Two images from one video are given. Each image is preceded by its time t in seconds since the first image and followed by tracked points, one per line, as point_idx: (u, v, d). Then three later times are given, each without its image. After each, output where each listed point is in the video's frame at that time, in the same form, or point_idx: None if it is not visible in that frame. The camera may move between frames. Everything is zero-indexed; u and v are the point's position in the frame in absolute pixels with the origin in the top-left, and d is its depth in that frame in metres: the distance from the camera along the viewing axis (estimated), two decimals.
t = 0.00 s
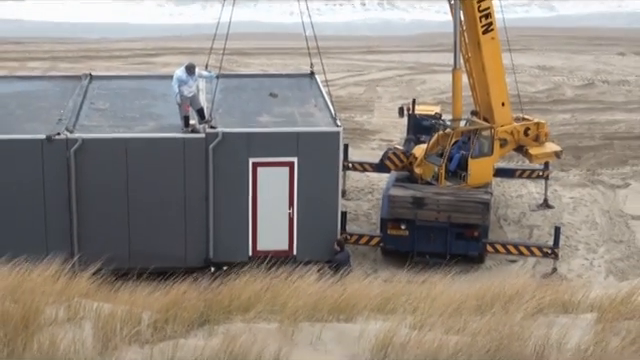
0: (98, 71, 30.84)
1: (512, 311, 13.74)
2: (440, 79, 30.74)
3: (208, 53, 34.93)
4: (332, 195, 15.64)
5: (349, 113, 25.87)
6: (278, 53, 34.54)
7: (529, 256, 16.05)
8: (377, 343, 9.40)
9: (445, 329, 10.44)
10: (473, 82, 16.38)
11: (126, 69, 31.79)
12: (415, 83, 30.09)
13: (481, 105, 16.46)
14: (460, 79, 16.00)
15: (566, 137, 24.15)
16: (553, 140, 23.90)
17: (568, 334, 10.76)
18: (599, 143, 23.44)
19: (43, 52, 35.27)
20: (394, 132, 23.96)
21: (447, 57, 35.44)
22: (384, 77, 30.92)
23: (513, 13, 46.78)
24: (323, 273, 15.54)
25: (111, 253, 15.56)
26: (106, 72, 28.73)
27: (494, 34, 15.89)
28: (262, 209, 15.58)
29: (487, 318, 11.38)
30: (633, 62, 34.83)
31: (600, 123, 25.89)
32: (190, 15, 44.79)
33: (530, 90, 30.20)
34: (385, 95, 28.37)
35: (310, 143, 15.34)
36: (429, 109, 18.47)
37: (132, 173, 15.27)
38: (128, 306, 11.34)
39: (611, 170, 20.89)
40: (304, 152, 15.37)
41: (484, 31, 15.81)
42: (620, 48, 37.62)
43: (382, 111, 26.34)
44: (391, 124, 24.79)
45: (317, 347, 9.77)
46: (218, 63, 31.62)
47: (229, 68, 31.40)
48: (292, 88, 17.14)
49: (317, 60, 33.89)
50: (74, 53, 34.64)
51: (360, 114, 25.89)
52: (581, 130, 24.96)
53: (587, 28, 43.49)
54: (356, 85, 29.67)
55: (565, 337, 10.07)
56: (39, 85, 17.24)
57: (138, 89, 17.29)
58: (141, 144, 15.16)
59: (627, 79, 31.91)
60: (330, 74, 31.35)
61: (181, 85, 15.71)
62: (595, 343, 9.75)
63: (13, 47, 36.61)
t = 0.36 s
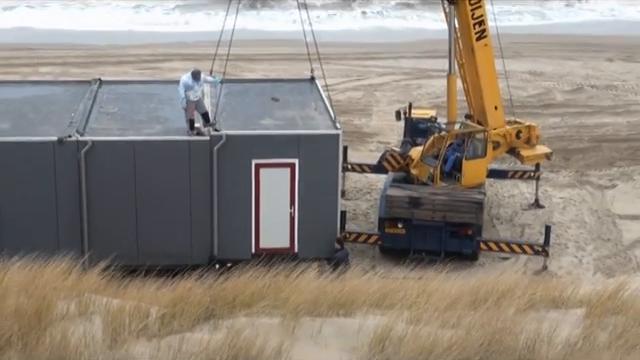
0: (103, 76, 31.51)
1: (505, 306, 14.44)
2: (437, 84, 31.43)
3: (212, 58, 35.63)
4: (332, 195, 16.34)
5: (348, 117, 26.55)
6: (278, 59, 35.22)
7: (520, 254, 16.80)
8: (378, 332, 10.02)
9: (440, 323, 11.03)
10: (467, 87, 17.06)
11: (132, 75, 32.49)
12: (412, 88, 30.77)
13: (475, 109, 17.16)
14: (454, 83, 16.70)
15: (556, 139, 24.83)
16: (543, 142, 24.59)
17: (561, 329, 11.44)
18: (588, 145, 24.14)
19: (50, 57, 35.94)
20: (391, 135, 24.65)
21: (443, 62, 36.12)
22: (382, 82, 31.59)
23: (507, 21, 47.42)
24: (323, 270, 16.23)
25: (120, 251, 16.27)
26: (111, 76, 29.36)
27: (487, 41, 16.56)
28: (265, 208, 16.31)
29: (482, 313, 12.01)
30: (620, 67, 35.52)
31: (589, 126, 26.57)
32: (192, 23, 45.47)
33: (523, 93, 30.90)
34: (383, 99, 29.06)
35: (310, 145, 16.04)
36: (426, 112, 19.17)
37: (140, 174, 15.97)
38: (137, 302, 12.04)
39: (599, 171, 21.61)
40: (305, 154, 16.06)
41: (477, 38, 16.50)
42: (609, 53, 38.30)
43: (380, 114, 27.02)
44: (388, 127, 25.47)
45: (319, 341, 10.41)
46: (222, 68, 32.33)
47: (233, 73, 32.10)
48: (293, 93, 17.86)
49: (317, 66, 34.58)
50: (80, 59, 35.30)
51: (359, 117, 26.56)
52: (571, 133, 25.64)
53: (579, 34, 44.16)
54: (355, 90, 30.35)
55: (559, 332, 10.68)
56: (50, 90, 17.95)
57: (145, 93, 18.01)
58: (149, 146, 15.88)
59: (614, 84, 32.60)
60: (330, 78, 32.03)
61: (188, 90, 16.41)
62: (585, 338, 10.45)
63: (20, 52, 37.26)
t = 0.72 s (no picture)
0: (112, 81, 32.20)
1: (500, 300, 15.13)
2: (435, 89, 32.14)
3: (219, 64, 36.36)
4: (334, 196, 17.00)
5: (349, 120, 27.26)
6: (282, 66, 35.91)
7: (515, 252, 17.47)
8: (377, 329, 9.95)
9: (439, 318, 11.62)
10: (464, 91, 17.74)
11: (140, 80, 33.20)
12: (411, 92, 31.47)
13: (472, 113, 17.86)
14: (452, 88, 17.43)
15: (549, 141, 25.52)
16: (537, 145, 25.30)
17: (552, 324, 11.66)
18: (580, 147, 24.86)
19: (58, 63, 36.58)
20: (392, 137, 25.36)
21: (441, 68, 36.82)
22: (381, 87, 32.29)
23: (503, 29, 48.08)
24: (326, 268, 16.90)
25: (130, 250, 16.93)
26: (119, 82, 30.02)
27: (483, 47, 17.23)
28: (269, 207, 16.97)
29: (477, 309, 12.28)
30: (611, 72, 36.23)
31: (580, 129, 27.25)
32: (198, 31, 46.11)
33: (517, 97, 31.61)
34: (383, 103, 29.76)
35: (313, 148, 16.70)
36: (424, 116, 19.91)
37: (150, 176, 16.62)
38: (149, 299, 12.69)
39: (591, 173, 22.34)
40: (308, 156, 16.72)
41: (473, 44, 17.17)
42: (599, 59, 39.00)
43: (380, 118, 27.72)
44: (389, 130, 26.18)
45: (321, 337, 10.42)
46: (228, 74, 33.06)
47: (238, 78, 32.83)
48: (297, 98, 18.62)
49: (319, 72, 35.27)
50: (87, 65, 35.96)
51: (360, 121, 27.25)
52: (563, 135, 26.33)
53: (572, 41, 44.86)
54: (356, 94, 31.06)
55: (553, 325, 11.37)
56: (66, 96, 18.75)
57: (155, 99, 18.73)
58: (158, 149, 16.52)
59: (604, 88, 33.30)
60: (331, 83, 32.73)
61: (196, 96, 17.01)
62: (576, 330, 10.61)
63: (28, 58, 37.92)
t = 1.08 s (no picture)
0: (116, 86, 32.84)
1: (493, 295, 15.81)
2: (430, 92, 32.80)
3: (222, 70, 37.03)
4: (333, 195, 17.68)
5: (347, 123, 27.94)
6: (282, 71, 36.55)
7: (508, 249, 18.15)
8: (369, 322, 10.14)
9: (436, 315, 12.11)
10: (458, 95, 18.43)
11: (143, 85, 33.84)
12: (407, 96, 32.15)
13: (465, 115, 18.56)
14: (446, 92, 18.09)
15: (539, 142, 26.19)
16: (528, 146, 25.99)
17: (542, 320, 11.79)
18: (569, 148, 25.55)
19: (62, 69, 37.21)
20: (388, 139, 26.04)
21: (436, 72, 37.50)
22: (378, 91, 32.98)
23: (497, 35, 48.77)
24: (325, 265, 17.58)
25: (136, 248, 17.61)
26: (124, 88, 30.62)
27: (476, 52, 17.91)
28: (270, 207, 17.64)
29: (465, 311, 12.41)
30: (599, 76, 36.91)
31: (569, 130, 27.94)
32: (201, 38, 46.69)
33: (509, 100, 32.30)
34: (381, 106, 30.44)
35: (312, 149, 17.35)
36: (420, 118, 20.62)
37: (155, 177, 17.29)
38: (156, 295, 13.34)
39: (579, 173, 23.06)
40: (307, 157, 17.38)
41: (467, 50, 17.86)
42: (586, 63, 39.70)
43: (377, 120, 28.41)
44: (386, 132, 26.88)
45: (320, 332, 11.01)
46: (229, 78, 33.73)
47: (239, 83, 33.49)
48: (297, 101, 19.31)
49: (318, 77, 35.96)
50: (91, 71, 36.58)
51: (358, 123, 27.90)
52: (553, 137, 27.02)
53: (562, 46, 45.53)
54: (354, 98, 31.74)
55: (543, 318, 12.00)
56: (73, 100, 19.42)
57: (160, 103, 19.43)
58: (163, 151, 17.17)
59: (593, 91, 33.99)
60: (330, 87, 33.41)
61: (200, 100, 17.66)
62: (567, 327, 10.72)
63: (33, 64, 38.54)
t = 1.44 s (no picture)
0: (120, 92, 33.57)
1: (485, 292, 16.56)
2: (426, 98, 33.54)
3: (223, 76, 37.78)
4: (331, 197, 18.43)
5: (345, 127, 28.71)
6: (282, 77, 37.27)
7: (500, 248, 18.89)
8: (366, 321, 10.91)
9: (431, 311, 12.75)
10: (452, 101, 19.17)
11: (146, 91, 34.57)
12: (402, 102, 32.92)
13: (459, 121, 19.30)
14: (441, 98, 18.82)
15: (529, 146, 26.96)
16: (519, 150, 26.76)
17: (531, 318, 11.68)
18: (559, 152, 26.32)
19: (67, 76, 37.92)
20: (385, 142, 26.82)
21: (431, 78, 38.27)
22: (375, 97, 33.74)
23: (489, 43, 49.49)
24: (324, 263, 18.33)
25: (142, 247, 18.34)
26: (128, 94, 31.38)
27: (470, 60, 18.66)
28: (272, 208, 18.38)
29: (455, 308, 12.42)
30: (587, 83, 37.67)
31: (559, 135, 28.69)
32: (207, 46, 47.35)
33: (501, 106, 33.05)
34: (378, 112, 31.20)
35: (312, 152, 18.08)
36: (416, 123, 21.40)
37: (161, 179, 18.02)
38: (163, 292, 14.04)
39: (569, 175, 23.84)
40: (307, 160, 18.12)
41: (461, 57, 18.60)
42: (575, 70, 40.46)
43: (374, 125, 29.17)
44: (383, 136, 27.65)
45: (319, 328, 11.67)
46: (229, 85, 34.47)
47: (239, 89, 34.23)
48: (298, 107, 20.08)
49: (316, 83, 36.72)
50: (95, 77, 37.30)
51: (356, 128, 28.63)
52: (543, 141, 27.79)
53: (553, 54, 46.28)
54: (351, 103, 32.51)
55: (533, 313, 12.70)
56: (82, 106, 20.19)
57: (165, 109, 20.20)
58: (168, 154, 17.89)
59: (581, 97, 34.75)
60: (327, 93, 34.17)
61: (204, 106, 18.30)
62: (557, 323, 10.85)
63: (37, 71, 39.23)
